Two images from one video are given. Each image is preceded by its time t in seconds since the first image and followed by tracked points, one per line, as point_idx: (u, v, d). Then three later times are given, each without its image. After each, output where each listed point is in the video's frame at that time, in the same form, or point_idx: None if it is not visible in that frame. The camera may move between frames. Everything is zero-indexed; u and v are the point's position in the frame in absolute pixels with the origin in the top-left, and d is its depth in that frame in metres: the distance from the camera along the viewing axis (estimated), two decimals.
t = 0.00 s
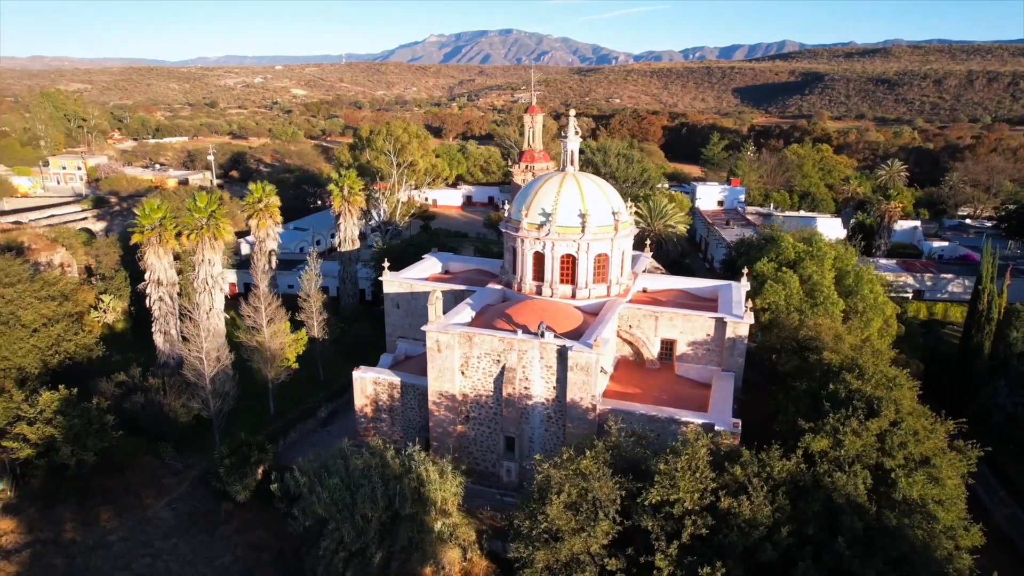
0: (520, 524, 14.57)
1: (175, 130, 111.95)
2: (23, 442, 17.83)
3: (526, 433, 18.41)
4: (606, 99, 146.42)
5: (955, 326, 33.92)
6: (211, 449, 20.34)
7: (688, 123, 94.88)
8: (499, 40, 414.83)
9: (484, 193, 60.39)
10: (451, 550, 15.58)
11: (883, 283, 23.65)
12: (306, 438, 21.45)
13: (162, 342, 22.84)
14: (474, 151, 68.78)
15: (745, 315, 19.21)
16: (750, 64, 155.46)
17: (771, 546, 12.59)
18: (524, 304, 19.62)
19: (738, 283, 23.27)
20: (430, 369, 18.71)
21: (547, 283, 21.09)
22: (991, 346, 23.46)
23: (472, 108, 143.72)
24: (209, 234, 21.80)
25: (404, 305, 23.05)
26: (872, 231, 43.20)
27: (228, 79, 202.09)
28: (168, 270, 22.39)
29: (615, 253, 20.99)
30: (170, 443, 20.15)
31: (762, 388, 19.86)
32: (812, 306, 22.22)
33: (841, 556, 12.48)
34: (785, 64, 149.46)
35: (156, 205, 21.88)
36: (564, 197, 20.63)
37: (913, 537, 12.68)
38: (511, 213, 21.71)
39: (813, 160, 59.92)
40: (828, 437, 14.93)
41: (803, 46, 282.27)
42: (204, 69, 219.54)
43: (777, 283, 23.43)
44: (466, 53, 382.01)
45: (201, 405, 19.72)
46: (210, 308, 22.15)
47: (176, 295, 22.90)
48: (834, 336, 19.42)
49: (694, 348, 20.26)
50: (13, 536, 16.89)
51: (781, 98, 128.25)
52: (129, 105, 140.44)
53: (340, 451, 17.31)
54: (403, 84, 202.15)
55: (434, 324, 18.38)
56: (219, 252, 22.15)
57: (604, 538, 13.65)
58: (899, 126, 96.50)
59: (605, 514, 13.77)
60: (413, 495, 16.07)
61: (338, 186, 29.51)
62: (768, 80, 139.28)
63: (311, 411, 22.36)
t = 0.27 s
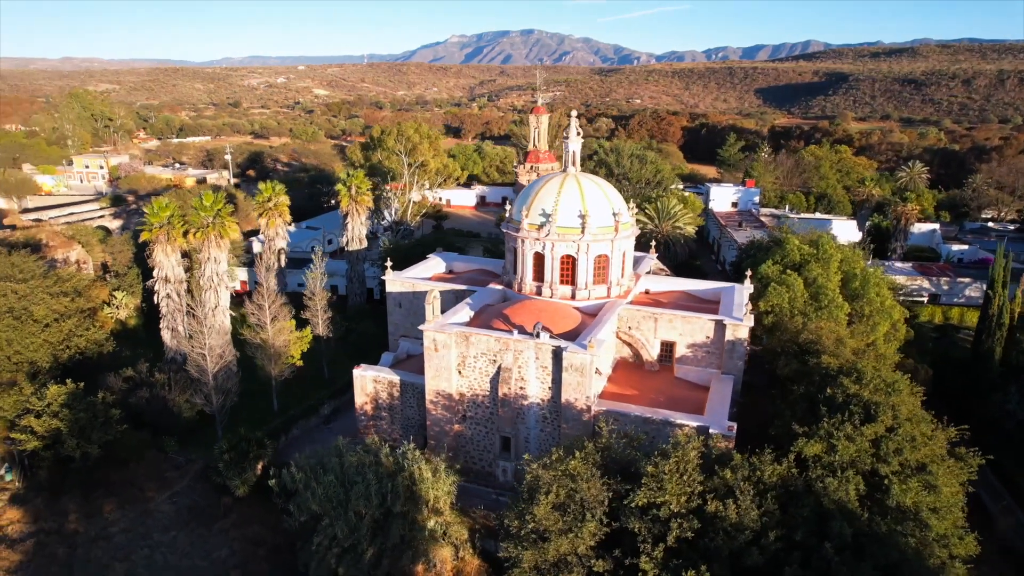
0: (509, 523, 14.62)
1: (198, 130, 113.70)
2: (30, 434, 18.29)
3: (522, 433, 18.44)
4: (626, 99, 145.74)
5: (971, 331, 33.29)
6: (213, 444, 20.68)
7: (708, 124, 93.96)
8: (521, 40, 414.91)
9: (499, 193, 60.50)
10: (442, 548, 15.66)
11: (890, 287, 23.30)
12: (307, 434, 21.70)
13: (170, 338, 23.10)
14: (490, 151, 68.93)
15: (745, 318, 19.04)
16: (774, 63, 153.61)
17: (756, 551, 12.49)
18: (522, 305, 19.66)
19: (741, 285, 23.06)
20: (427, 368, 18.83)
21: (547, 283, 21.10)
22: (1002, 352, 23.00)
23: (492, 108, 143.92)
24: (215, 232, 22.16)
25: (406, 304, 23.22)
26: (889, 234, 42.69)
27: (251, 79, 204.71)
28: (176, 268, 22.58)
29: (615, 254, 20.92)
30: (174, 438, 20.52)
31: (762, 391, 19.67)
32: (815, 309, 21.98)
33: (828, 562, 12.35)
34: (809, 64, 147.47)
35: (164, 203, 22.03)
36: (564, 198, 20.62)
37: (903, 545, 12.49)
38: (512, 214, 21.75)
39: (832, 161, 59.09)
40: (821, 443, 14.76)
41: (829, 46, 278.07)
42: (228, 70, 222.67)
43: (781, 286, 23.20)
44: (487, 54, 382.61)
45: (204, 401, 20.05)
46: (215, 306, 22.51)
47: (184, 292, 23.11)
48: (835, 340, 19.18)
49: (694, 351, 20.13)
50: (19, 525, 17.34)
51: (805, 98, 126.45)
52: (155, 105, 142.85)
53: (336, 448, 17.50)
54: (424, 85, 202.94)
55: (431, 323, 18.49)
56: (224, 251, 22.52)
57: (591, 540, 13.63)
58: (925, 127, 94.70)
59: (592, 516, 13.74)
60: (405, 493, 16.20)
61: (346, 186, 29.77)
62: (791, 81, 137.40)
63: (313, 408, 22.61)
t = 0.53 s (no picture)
0: (497, 523, 14.67)
1: (220, 129, 115.37)
2: (38, 427, 18.74)
3: (518, 433, 18.48)
4: (646, 100, 145.00)
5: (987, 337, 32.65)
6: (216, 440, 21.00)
7: (727, 125, 93.06)
8: (542, 41, 414.68)
9: (512, 194, 60.57)
10: (433, 546, 15.76)
11: (897, 291, 22.97)
12: (308, 431, 21.95)
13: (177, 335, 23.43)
14: (505, 151, 69.01)
15: (744, 321, 18.90)
16: (797, 64, 151.70)
17: (742, 554, 12.41)
18: (520, 305, 19.71)
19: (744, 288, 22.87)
20: (425, 368, 18.94)
21: (547, 284, 21.12)
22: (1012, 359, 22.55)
23: (511, 108, 144.02)
24: (221, 231, 22.61)
25: (408, 304, 23.39)
26: (905, 237, 41.97)
27: (275, 79, 207.15)
28: (183, 266, 22.87)
29: (615, 256, 20.88)
30: (178, 433, 20.89)
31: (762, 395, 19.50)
32: (819, 312, 21.74)
33: (814, 569, 12.23)
34: (833, 65, 145.43)
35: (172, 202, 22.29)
36: (564, 199, 20.63)
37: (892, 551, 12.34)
38: (513, 214, 21.79)
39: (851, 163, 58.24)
40: (814, 447, 14.61)
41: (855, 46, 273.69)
42: (252, 71, 225.81)
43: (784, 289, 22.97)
44: (508, 54, 382.94)
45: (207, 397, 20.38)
46: (221, 303, 22.96)
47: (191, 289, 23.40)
48: (836, 344, 18.96)
49: (693, 353, 20.01)
50: (25, 516, 17.78)
51: (828, 99, 124.67)
52: (180, 105, 145.27)
53: (332, 446, 17.70)
54: (444, 85, 203.70)
55: (428, 323, 18.62)
56: (230, 249, 22.99)
57: (578, 541, 13.62)
58: (951, 128, 92.90)
59: (579, 517, 13.74)
60: (398, 491, 16.34)
61: (353, 186, 30.06)
62: (814, 81, 135.53)
63: (315, 405, 22.86)
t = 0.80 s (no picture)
0: (486, 522, 14.74)
1: (242, 129, 116.99)
2: (46, 420, 19.19)
3: (514, 433, 18.53)
4: (667, 101, 144.18)
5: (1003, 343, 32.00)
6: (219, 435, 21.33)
7: (747, 125, 91.80)
8: (564, 41, 414.12)
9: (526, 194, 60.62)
10: (424, 544, 15.87)
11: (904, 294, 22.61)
12: (310, 428, 22.21)
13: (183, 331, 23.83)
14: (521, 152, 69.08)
15: (743, 323, 18.76)
16: (822, 64, 149.66)
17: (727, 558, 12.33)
18: (518, 306, 19.75)
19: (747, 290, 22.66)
20: (422, 366, 19.07)
21: (547, 285, 21.14)
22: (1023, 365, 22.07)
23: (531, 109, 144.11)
24: (227, 230, 22.93)
25: (411, 303, 23.54)
26: (922, 241, 41.40)
27: (298, 80, 209.49)
28: (191, 264, 23.26)
29: (615, 257, 20.84)
30: (182, 428, 21.26)
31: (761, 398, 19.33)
32: (822, 316, 21.47)
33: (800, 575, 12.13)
34: (859, 65, 143.26)
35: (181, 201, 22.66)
36: (564, 200, 20.64)
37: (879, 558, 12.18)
38: (514, 215, 21.85)
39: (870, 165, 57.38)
40: (807, 452, 14.46)
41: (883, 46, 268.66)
42: (275, 71, 228.46)
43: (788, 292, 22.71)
44: (530, 54, 383.00)
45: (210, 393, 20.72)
46: (227, 301, 23.30)
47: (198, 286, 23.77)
48: (837, 348, 18.72)
49: (692, 355, 19.90)
50: (32, 506, 18.22)
51: (852, 100, 122.61)
52: (205, 105, 147.47)
53: (329, 443, 17.90)
54: (465, 86, 204.11)
55: (426, 322, 18.73)
56: (236, 248, 23.29)
57: (564, 542, 13.64)
58: (979, 129, 90.99)
59: (567, 518, 13.75)
60: (391, 488, 16.48)
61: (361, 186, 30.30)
62: (838, 82, 133.36)
63: (317, 403, 23.11)
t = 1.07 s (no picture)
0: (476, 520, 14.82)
1: (264, 129, 118.42)
2: (54, 413, 19.63)
3: (510, 433, 18.58)
4: (688, 101, 143.08)
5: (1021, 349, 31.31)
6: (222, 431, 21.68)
7: (768, 127, 90.99)
8: (586, 41, 412.88)
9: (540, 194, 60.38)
10: (416, 544, 16.01)
11: (910, 299, 22.25)
12: (312, 425, 22.47)
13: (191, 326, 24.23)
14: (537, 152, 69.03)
15: (741, 326, 18.62)
16: (847, 64, 147.34)
17: (712, 563, 12.26)
18: (517, 306, 19.79)
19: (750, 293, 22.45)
20: (420, 366, 19.20)
21: (546, 286, 21.13)
22: None
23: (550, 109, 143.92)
24: (234, 229, 23.30)
25: (414, 302, 23.66)
26: (938, 244, 40.80)
27: (320, 80, 211.40)
28: (199, 262, 23.63)
29: (615, 258, 20.78)
30: (186, 424, 21.65)
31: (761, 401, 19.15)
32: (824, 320, 21.20)
33: None
34: (885, 65, 140.83)
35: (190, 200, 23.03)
36: (564, 201, 20.62)
37: (866, 565, 12.04)
38: (514, 215, 21.91)
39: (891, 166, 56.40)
40: (799, 457, 14.32)
41: (912, 45, 263.17)
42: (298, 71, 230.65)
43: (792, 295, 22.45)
44: (551, 54, 382.47)
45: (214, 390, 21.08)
46: (233, 298, 23.70)
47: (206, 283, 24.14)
48: (837, 352, 18.48)
49: (690, 358, 19.78)
50: (39, 497, 18.70)
51: (877, 100, 120.28)
52: (228, 105, 149.42)
53: (326, 440, 18.09)
54: (485, 86, 204.15)
55: (424, 322, 18.86)
56: (243, 247, 23.62)
57: (551, 543, 13.66)
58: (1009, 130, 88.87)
59: (554, 518, 13.77)
60: (385, 486, 16.64)
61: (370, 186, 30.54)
62: (863, 82, 130.93)
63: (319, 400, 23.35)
